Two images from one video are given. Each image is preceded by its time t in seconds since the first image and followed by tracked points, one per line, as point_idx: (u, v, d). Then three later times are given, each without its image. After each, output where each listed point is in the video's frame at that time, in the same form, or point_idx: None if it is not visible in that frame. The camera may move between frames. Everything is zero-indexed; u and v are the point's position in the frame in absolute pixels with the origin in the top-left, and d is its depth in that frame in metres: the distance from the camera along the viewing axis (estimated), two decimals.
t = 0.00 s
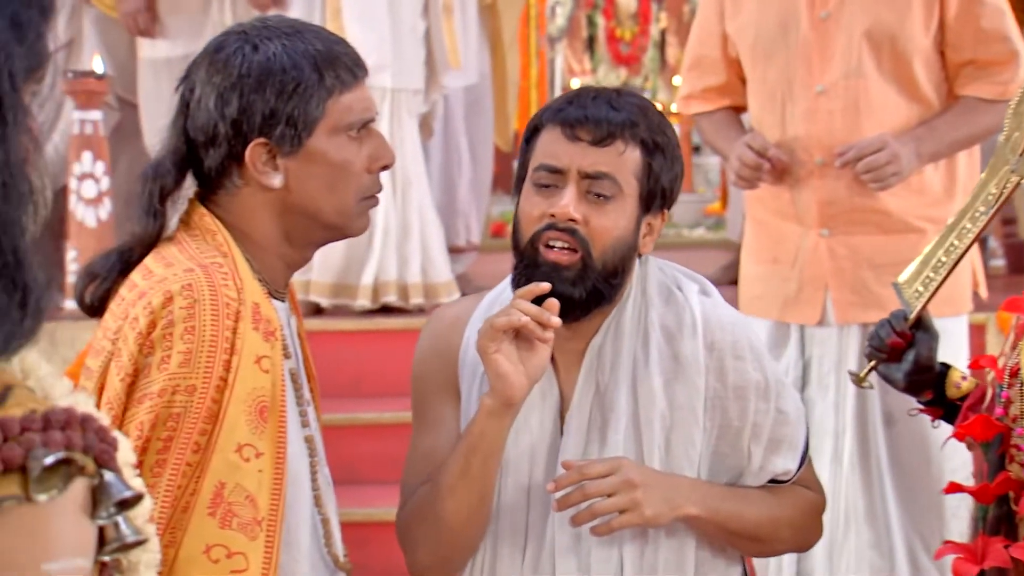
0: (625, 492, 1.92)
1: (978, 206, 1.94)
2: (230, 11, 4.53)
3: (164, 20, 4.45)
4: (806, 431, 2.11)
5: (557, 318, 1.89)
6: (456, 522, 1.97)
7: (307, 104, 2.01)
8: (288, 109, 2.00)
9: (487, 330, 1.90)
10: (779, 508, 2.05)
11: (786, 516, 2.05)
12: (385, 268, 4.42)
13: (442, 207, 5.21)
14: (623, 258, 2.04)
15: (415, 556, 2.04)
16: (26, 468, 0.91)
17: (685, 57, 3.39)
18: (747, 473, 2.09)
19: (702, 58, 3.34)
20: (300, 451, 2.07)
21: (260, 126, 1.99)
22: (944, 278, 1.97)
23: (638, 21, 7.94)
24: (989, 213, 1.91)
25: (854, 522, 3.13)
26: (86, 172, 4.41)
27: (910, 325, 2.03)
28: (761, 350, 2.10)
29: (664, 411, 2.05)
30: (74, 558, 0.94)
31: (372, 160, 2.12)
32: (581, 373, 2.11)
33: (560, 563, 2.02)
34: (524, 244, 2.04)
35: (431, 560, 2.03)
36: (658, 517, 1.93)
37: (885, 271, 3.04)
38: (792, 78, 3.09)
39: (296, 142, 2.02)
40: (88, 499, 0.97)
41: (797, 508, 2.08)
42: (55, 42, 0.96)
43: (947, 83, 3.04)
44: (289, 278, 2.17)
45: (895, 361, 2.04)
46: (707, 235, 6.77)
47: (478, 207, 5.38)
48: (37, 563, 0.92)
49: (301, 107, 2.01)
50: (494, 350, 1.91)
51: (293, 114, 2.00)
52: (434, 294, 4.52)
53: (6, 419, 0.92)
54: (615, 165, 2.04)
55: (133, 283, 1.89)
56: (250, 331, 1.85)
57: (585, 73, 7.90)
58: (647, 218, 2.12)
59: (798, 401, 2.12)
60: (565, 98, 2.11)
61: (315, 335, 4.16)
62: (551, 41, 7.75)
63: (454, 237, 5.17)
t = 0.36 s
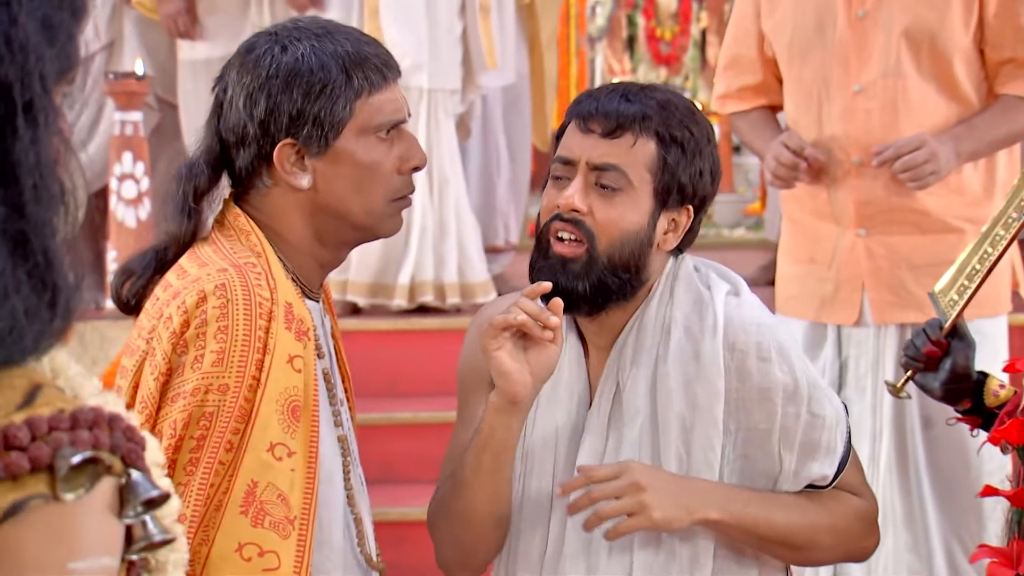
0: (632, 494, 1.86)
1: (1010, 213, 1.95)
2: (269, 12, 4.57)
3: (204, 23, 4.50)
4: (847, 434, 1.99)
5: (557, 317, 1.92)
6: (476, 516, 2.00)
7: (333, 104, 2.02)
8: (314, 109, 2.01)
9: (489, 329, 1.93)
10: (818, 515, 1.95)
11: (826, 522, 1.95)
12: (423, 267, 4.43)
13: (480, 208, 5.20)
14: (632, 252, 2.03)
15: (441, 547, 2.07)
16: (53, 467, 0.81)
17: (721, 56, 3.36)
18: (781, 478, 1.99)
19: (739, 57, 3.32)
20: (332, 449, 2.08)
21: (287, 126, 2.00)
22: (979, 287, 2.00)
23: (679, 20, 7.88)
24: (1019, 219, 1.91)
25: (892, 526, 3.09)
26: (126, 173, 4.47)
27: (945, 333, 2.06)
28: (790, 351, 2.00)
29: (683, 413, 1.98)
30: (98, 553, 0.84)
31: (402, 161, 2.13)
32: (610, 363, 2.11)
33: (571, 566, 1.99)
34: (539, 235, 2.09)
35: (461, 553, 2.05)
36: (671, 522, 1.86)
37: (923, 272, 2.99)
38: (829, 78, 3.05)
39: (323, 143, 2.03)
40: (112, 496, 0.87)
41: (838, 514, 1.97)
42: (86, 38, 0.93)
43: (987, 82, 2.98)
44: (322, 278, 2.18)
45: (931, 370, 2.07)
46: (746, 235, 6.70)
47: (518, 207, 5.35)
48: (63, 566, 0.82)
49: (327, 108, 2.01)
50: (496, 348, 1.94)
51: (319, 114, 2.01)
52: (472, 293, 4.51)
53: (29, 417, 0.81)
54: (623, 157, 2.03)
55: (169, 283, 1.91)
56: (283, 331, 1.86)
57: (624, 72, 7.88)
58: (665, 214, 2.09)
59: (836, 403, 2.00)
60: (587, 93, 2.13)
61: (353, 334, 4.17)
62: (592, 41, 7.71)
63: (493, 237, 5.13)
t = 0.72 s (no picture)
0: (599, 495, 1.83)
1: None
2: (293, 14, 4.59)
3: (228, 24, 4.52)
4: (844, 450, 1.94)
5: (538, 317, 2.03)
6: (481, 500, 2.07)
7: (351, 104, 2.02)
8: (331, 109, 2.01)
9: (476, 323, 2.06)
10: (808, 530, 1.90)
11: (818, 539, 1.90)
12: (446, 267, 4.44)
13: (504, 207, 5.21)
14: (628, 246, 2.03)
15: (456, 528, 2.14)
16: (72, 467, 0.79)
17: (744, 55, 3.34)
18: (778, 491, 1.95)
19: (762, 57, 3.30)
20: (355, 449, 2.08)
21: (305, 127, 2.01)
22: (1004, 291, 1.97)
23: (705, 20, 7.82)
24: None
25: (915, 527, 3.06)
26: (152, 173, 4.50)
27: (969, 338, 2.03)
28: (792, 360, 1.95)
29: (681, 419, 1.96)
30: (120, 553, 0.81)
31: (422, 160, 2.13)
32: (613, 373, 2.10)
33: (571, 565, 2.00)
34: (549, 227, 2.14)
35: (476, 532, 2.12)
36: (639, 524, 1.83)
37: (947, 272, 2.96)
38: (852, 77, 3.02)
39: (341, 143, 2.03)
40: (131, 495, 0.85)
41: (833, 533, 1.92)
42: (105, 41, 0.93)
43: (1013, 80, 2.94)
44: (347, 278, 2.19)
45: (956, 375, 2.04)
46: (772, 235, 6.65)
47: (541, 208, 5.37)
48: (83, 566, 0.79)
49: (344, 108, 2.02)
50: (484, 343, 2.06)
51: (336, 115, 2.01)
52: (496, 292, 4.51)
53: (49, 417, 0.80)
54: (622, 150, 2.04)
55: (191, 283, 1.92)
56: (303, 331, 1.87)
57: (650, 72, 7.83)
58: (667, 214, 2.06)
59: (839, 417, 1.94)
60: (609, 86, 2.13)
61: (375, 334, 4.18)
62: (617, 41, 7.72)
63: (516, 237, 5.14)
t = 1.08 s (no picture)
0: (587, 498, 1.80)
1: None
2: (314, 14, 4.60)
3: (249, 23, 4.55)
4: (847, 464, 1.87)
5: (530, 318, 2.04)
6: (496, 498, 2.09)
7: (366, 104, 2.02)
8: (347, 110, 2.02)
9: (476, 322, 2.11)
10: (804, 542, 1.85)
11: (814, 552, 1.84)
12: (464, 268, 4.43)
13: (522, 207, 5.22)
14: (626, 245, 2.04)
15: (472, 528, 2.16)
16: (91, 465, 0.78)
17: (763, 54, 3.33)
18: (778, 502, 1.91)
19: (782, 56, 3.28)
20: (375, 450, 2.09)
21: (321, 127, 2.02)
22: (1016, 298, 1.96)
23: (726, 19, 7.82)
24: None
25: (935, 528, 3.03)
26: (173, 173, 4.53)
27: (983, 346, 2.02)
28: (794, 369, 1.90)
29: (682, 425, 1.94)
30: (138, 550, 0.81)
31: (440, 160, 2.13)
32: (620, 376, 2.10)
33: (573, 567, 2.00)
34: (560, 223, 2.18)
35: (489, 536, 2.14)
36: (627, 530, 1.80)
37: (967, 272, 2.93)
38: (872, 76, 3.01)
39: (357, 144, 2.04)
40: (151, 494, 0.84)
41: (831, 545, 1.85)
42: (125, 42, 0.94)
43: None
44: (367, 278, 2.19)
45: (971, 383, 2.03)
46: (791, 234, 6.62)
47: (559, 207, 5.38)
48: (102, 564, 0.78)
49: (360, 109, 2.02)
50: (483, 343, 2.09)
51: (352, 115, 2.02)
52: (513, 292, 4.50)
53: (68, 416, 0.79)
54: (626, 148, 2.05)
55: (211, 283, 1.93)
56: (321, 331, 1.88)
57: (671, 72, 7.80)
58: (667, 214, 2.05)
59: (842, 428, 1.88)
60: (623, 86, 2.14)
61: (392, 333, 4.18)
62: (638, 41, 7.78)
63: (534, 236, 5.17)
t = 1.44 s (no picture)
0: (579, 507, 1.80)
1: None
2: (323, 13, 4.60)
3: (259, 23, 4.55)
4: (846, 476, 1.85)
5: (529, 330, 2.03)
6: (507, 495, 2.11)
7: (377, 103, 2.02)
8: (358, 109, 2.02)
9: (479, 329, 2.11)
10: (799, 552, 1.85)
11: (808, 564, 1.84)
12: (475, 267, 4.44)
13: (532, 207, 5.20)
14: (626, 241, 2.03)
15: (485, 528, 2.19)
16: (106, 463, 0.78)
17: (774, 55, 3.32)
18: (777, 511, 1.90)
19: (792, 56, 3.27)
20: (388, 449, 2.10)
21: (332, 126, 2.03)
22: None
23: (735, 19, 7.86)
24: None
25: (945, 528, 3.02)
26: (183, 172, 4.54)
27: (996, 355, 2.01)
28: (793, 378, 1.88)
29: (682, 431, 1.93)
30: (154, 549, 0.81)
31: (453, 159, 2.14)
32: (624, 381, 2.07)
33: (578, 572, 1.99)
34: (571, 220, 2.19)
35: (501, 536, 2.17)
36: (619, 539, 1.80)
37: (978, 272, 2.92)
38: (882, 76, 2.99)
39: (368, 143, 2.04)
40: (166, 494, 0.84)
41: (828, 557, 1.85)
42: (139, 42, 0.94)
43: None
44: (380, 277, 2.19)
45: (984, 394, 2.02)
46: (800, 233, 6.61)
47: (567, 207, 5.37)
48: (117, 562, 0.78)
49: (371, 108, 2.02)
50: (487, 349, 2.10)
51: (363, 114, 2.02)
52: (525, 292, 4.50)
53: (83, 414, 0.79)
54: (630, 144, 2.04)
55: (225, 281, 1.93)
56: (334, 330, 1.88)
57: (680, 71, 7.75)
58: (669, 212, 2.03)
59: (843, 438, 1.86)
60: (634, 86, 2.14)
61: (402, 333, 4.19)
62: (646, 41, 7.66)
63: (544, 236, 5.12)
